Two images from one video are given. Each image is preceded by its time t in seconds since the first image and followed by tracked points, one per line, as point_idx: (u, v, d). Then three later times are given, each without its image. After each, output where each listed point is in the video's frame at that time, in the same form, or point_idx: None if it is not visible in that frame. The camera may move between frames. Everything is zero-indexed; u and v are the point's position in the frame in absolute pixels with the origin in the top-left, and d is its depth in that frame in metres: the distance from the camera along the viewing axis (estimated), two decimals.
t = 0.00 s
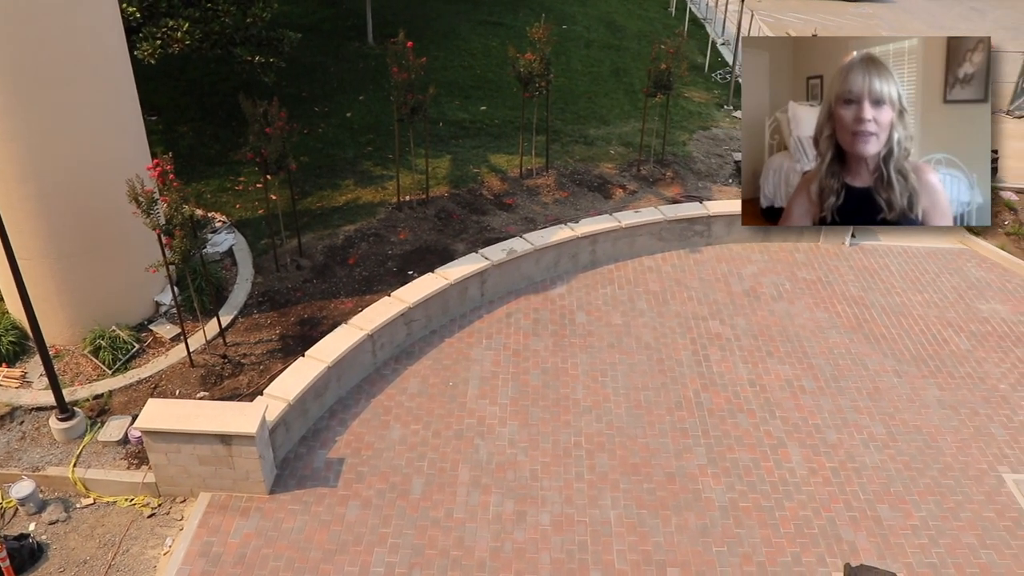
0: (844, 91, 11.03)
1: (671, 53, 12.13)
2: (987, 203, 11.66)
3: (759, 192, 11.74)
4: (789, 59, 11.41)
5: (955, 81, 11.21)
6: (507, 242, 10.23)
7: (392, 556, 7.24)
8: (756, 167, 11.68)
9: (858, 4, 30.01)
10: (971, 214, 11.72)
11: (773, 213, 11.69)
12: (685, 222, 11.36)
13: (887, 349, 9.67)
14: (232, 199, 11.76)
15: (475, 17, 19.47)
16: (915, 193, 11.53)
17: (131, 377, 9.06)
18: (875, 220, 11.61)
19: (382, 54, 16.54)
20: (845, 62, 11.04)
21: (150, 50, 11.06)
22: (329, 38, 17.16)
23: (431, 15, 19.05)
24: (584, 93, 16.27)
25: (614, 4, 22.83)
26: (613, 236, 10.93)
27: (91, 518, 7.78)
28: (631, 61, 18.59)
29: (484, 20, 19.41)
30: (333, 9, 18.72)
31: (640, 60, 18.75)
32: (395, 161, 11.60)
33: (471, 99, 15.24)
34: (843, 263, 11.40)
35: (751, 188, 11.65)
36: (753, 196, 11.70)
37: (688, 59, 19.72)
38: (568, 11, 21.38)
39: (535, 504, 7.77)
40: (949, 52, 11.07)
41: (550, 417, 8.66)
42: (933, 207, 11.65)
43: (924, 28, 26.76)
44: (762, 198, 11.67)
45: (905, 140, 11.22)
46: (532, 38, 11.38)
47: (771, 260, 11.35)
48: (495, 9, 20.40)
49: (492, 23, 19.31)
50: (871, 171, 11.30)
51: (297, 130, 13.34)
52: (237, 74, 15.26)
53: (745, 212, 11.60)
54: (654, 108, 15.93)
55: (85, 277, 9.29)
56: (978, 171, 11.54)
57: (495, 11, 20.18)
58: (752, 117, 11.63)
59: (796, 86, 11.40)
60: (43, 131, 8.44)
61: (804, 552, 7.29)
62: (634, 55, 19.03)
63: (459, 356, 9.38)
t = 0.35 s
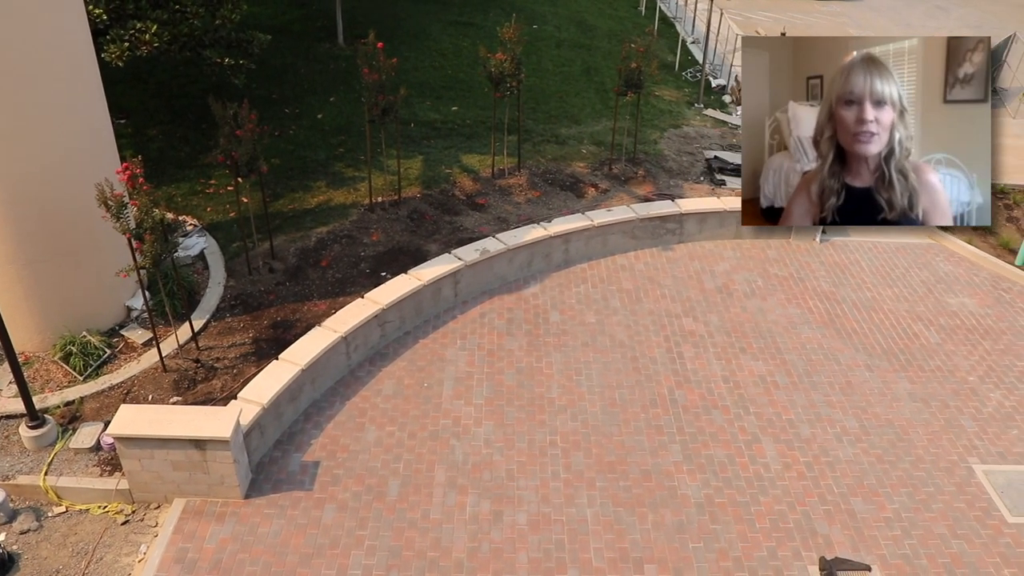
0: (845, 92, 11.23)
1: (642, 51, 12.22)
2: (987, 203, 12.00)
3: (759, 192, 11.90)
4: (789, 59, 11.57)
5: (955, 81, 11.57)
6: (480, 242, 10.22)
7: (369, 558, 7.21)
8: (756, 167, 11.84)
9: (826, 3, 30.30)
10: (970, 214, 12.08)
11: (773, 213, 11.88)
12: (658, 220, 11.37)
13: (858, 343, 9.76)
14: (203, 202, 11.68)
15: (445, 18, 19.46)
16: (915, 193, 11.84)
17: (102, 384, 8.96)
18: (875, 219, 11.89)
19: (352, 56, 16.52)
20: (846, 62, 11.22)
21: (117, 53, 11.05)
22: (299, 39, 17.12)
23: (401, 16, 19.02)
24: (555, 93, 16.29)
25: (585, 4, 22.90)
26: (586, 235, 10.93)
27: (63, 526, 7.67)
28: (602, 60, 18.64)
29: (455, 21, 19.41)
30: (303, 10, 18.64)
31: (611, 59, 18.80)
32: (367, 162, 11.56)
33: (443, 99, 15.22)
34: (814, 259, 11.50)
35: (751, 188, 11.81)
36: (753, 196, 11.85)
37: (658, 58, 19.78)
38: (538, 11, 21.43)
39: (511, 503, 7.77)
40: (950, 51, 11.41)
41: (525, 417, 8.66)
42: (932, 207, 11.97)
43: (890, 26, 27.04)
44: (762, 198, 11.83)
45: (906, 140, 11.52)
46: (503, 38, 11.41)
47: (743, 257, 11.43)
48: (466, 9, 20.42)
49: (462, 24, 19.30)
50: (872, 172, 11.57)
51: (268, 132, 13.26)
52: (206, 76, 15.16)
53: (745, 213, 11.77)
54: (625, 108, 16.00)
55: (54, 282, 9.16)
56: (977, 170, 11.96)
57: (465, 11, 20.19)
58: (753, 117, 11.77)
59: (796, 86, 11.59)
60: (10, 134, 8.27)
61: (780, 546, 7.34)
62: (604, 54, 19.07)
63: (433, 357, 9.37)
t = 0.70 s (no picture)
0: (843, 92, 11.18)
1: (612, 50, 12.27)
2: (987, 203, 12.01)
3: (759, 192, 11.83)
4: (788, 58, 11.41)
5: (955, 81, 11.52)
6: (453, 242, 10.20)
7: (347, 561, 7.18)
8: (756, 166, 11.70)
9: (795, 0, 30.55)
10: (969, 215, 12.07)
11: (773, 212, 11.84)
12: (630, 218, 11.38)
13: (830, 338, 9.85)
14: (174, 206, 11.58)
15: (416, 19, 19.44)
16: (915, 192, 11.80)
17: (73, 391, 8.84)
18: (875, 219, 11.85)
19: (323, 57, 16.46)
20: (845, 62, 11.12)
21: (84, 55, 10.89)
22: (269, 41, 17.06)
23: (370, 17, 18.97)
24: (526, 92, 16.30)
25: (555, 4, 22.95)
26: (558, 234, 10.94)
27: (36, 536, 7.56)
28: (573, 59, 18.67)
29: (425, 21, 19.39)
30: (271, 13, 18.57)
31: (582, 59, 18.83)
32: (338, 164, 11.50)
33: (414, 100, 15.17)
34: (786, 255, 11.60)
35: (752, 188, 11.71)
36: (753, 197, 11.78)
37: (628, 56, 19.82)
38: (508, 11, 21.47)
39: (488, 503, 7.77)
40: (950, 51, 11.35)
41: (501, 417, 8.66)
42: (933, 207, 11.94)
43: (857, 23, 27.33)
44: (762, 198, 11.77)
45: (906, 140, 11.48)
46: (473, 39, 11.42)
47: (715, 254, 11.49)
48: (436, 10, 20.41)
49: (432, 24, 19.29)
50: (872, 172, 11.55)
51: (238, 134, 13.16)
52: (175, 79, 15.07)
53: (745, 213, 11.75)
54: (596, 107, 16.06)
55: (23, 289, 9.01)
56: (977, 171, 11.91)
57: (435, 12, 20.18)
58: (752, 117, 11.63)
59: (796, 86, 11.42)
60: None
61: (756, 541, 7.40)
62: (575, 53, 19.12)
63: (408, 358, 9.34)
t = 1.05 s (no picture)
0: (845, 93, 10.92)
1: (581, 51, 12.32)
2: (987, 203, 11.79)
3: (759, 192, 11.75)
4: (789, 58, 11.10)
5: (955, 81, 11.36)
6: (424, 243, 10.16)
7: (323, 565, 7.14)
8: (756, 167, 11.49)
9: None
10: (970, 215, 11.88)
11: (773, 213, 11.74)
12: (602, 216, 11.40)
13: (801, 333, 9.94)
14: (142, 211, 11.48)
15: (384, 19, 19.39)
16: (915, 193, 11.60)
17: (42, 400, 8.70)
18: (875, 219, 11.69)
19: (291, 58, 16.39)
20: (846, 63, 10.91)
21: (48, 59, 10.80)
22: (237, 42, 16.97)
23: (339, 18, 18.90)
24: (497, 92, 16.31)
25: (524, 4, 23.00)
26: (530, 234, 10.95)
27: (5, 549, 7.39)
28: (543, 58, 18.69)
29: (394, 22, 19.35)
30: (238, 14, 18.45)
31: (551, 58, 18.85)
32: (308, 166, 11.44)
33: (384, 101, 15.11)
34: (757, 251, 11.68)
35: (751, 188, 11.62)
36: (752, 197, 11.72)
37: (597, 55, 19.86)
38: (477, 11, 21.50)
39: (464, 504, 7.76)
40: (950, 51, 11.21)
41: (476, 417, 8.65)
42: (932, 207, 11.77)
43: (823, 20, 27.63)
44: (762, 198, 11.69)
45: (906, 141, 11.28)
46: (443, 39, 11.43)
47: (687, 251, 11.55)
48: (405, 11, 20.39)
49: (401, 24, 19.27)
50: (873, 172, 11.35)
51: (206, 137, 13.05)
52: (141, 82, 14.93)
53: (744, 214, 11.76)
54: (566, 106, 16.11)
55: None
56: (978, 171, 11.67)
57: (404, 13, 20.15)
58: (752, 118, 11.28)
59: (796, 86, 11.13)
60: None
61: (732, 535, 7.46)
62: (544, 53, 19.14)
63: (381, 361, 9.31)
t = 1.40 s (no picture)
0: (844, 93, 11.27)
1: (550, 50, 12.43)
2: (987, 203, 12.13)
3: (759, 192, 12.05)
4: (789, 58, 11.54)
5: (955, 81, 11.60)
6: (395, 245, 10.12)
7: (299, 570, 7.09)
8: (756, 167, 11.83)
9: None
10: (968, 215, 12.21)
11: (773, 212, 12.05)
12: (572, 215, 11.41)
13: (772, 328, 10.02)
14: (109, 216, 11.36)
15: (353, 21, 19.35)
16: (915, 193, 11.91)
17: (9, 410, 8.45)
18: (875, 219, 11.95)
19: (259, 61, 16.31)
20: (846, 62, 11.27)
21: (9, 62, 10.59)
22: (204, 45, 16.86)
23: (306, 21, 18.85)
24: (467, 93, 16.30)
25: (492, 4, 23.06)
26: (501, 234, 10.93)
27: None
28: (511, 58, 18.71)
29: (362, 23, 19.32)
30: (204, 17, 18.35)
31: (520, 58, 18.83)
32: (277, 169, 11.37)
33: (353, 103, 15.05)
34: (728, 248, 11.75)
35: (751, 188, 11.95)
36: (752, 197, 12.05)
37: (566, 55, 19.90)
38: (445, 11, 21.50)
39: (440, 505, 7.75)
40: (950, 51, 11.46)
41: (449, 418, 8.64)
42: (932, 207, 12.07)
43: (790, 18, 27.89)
44: (762, 198, 12.00)
45: (906, 141, 11.58)
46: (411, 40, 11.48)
47: (658, 249, 11.59)
48: (372, 12, 20.37)
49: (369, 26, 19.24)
50: (873, 173, 11.66)
51: (174, 141, 12.93)
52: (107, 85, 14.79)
53: (745, 213, 12.07)
54: (536, 106, 16.15)
55: None
56: (977, 171, 11.97)
57: (372, 14, 20.13)
58: (752, 117, 11.68)
59: (796, 86, 11.53)
60: None
61: (707, 531, 7.51)
62: (513, 52, 19.16)
63: (354, 363, 9.26)
